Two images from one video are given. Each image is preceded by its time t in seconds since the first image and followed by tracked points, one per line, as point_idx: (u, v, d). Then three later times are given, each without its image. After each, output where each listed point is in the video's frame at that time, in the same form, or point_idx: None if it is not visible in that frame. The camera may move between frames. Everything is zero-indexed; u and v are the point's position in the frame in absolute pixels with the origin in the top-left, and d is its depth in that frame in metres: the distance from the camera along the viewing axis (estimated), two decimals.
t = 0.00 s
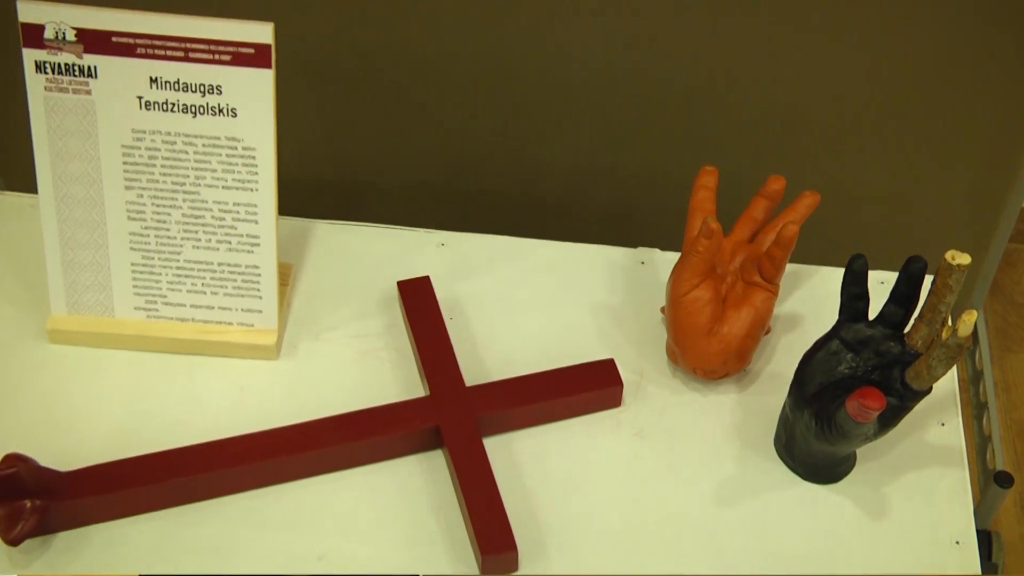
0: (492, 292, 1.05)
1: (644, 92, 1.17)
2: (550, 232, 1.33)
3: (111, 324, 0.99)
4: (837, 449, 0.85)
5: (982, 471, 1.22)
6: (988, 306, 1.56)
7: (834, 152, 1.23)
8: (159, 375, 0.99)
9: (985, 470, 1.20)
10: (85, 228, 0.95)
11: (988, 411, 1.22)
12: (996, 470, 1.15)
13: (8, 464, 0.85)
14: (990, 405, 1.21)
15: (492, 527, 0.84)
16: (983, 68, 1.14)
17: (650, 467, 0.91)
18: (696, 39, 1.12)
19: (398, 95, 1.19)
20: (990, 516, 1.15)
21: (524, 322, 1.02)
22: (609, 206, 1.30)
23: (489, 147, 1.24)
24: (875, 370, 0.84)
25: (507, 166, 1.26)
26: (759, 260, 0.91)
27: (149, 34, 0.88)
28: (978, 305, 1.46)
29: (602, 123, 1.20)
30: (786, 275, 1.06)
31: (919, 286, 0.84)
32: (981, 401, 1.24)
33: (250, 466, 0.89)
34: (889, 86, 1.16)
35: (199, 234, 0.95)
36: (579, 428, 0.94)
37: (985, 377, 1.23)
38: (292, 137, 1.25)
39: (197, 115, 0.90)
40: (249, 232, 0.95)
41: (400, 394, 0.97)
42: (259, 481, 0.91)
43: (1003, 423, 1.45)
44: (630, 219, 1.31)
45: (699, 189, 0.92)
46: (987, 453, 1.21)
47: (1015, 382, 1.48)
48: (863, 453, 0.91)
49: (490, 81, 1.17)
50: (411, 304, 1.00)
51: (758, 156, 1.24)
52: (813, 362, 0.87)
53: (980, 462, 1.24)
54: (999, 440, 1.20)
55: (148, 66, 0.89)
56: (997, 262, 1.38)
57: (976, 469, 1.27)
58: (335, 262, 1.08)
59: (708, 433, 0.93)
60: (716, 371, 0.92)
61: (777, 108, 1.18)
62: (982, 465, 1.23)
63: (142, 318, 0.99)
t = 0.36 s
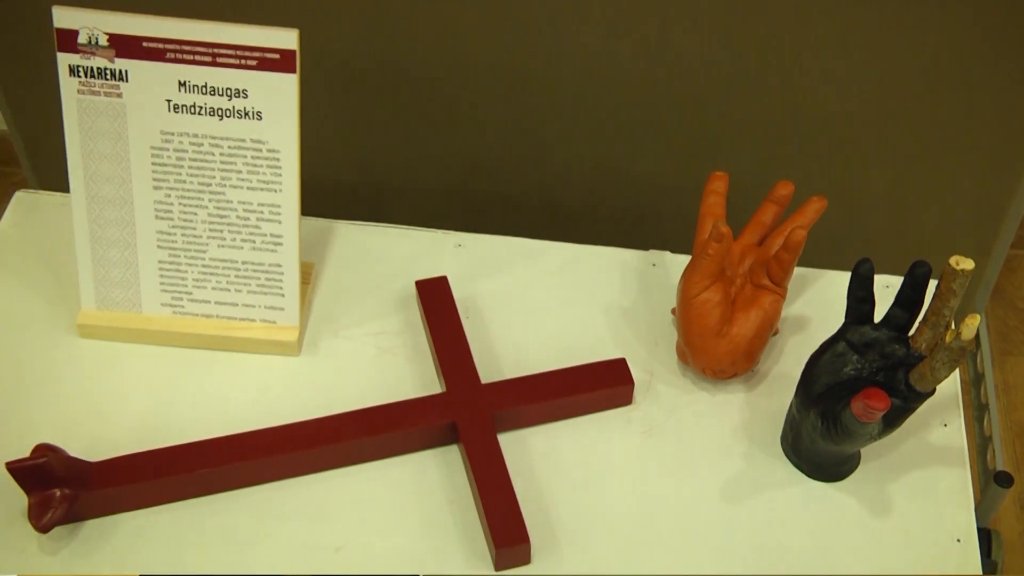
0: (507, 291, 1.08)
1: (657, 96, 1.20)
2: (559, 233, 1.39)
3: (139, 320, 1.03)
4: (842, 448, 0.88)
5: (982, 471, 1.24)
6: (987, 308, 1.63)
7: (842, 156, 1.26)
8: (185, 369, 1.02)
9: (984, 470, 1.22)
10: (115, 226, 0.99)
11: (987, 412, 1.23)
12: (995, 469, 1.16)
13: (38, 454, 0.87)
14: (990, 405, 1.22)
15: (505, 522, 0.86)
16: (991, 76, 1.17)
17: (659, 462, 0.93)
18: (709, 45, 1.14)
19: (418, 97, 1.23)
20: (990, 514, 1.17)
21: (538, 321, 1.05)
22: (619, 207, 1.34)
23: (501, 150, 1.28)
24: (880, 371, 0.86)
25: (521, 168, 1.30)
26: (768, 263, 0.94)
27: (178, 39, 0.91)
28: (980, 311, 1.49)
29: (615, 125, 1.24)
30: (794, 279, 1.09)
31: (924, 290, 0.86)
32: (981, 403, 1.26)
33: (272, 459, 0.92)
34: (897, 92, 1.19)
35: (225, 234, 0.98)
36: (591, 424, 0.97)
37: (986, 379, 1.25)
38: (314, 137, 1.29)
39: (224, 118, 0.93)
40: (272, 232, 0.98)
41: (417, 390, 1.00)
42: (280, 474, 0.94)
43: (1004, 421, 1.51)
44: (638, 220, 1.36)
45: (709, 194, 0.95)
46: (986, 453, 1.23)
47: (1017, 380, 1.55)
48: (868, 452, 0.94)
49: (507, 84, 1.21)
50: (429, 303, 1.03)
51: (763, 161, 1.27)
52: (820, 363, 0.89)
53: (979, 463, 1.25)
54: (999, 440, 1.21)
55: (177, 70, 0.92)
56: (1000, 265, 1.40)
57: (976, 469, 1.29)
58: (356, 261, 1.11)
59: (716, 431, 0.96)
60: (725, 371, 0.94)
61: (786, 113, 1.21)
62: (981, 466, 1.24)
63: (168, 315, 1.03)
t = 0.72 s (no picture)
0: (519, 291, 1.11)
1: (667, 99, 1.23)
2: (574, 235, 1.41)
3: (161, 316, 1.06)
4: (844, 446, 0.90)
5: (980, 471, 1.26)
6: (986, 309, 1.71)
7: (848, 160, 1.29)
8: (205, 364, 1.05)
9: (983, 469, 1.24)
10: (138, 225, 1.02)
11: (986, 413, 1.26)
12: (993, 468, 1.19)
13: (64, 445, 0.89)
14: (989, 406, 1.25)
15: (515, 516, 0.89)
16: (996, 81, 1.19)
17: (665, 458, 0.96)
18: (719, 49, 1.17)
19: (433, 100, 1.26)
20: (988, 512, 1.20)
21: (549, 320, 1.08)
22: (631, 208, 1.36)
23: (516, 151, 1.31)
24: (882, 372, 0.89)
25: (534, 169, 1.33)
26: (773, 266, 0.96)
27: (201, 44, 0.93)
28: (980, 314, 1.51)
29: (627, 128, 1.26)
30: (798, 281, 1.12)
31: (925, 293, 0.88)
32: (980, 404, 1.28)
33: (290, 452, 0.94)
34: (904, 97, 1.21)
35: (245, 233, 1.00)
36: (599, 421, 0.99)
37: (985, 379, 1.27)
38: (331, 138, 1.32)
39: (245, 120, 0.96)
40: (291, 232, 1.00)
41: (430, 386, 1.03)
42: (297, 467, 0.96)
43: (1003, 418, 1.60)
44: (650, 221, 1.38)
45: (717, 198, 0.97)
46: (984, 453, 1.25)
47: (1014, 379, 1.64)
48: (869, 451, 0.96)
49: (521, 87, 1.23)
50: (443, 301, 1.06)
51: (773, 163, 1.30)
52: (823, 363, 0.91)
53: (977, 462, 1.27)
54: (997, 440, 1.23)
55: (200, 74, 0.94)
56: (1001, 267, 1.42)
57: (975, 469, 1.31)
58: (371, 261, 1.14)
59: (721, 429, 0.98)
60: (730, 370, 0.97)
61: (794, 117, 1.23)
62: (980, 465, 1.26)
63: (189, 311, 1.06)
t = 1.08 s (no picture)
0: (520, 292, 1.14)
1: (667, 103, 1.25)
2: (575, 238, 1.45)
3: (173, 316, 1.09)
4: (836, 442, 0.93)
5: (966, 466, 1.28)
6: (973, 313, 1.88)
7: (844, 163, 1.32)
8: (216, 363, 1.09)
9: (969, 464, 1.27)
10: (152, 228, 1.05)
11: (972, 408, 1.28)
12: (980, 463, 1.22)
13: (80, 441, 0.91)
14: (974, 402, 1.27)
15: (517, 511, 0.91)
16: (989, 87, 1.22)
17: (662, 454, 0.99)
18: (718, 55, 1.19)
19: (439, 104, 1.29)
20: (973, 505, 1.23)
21: (551, 320, 1.11)
22: (631, 210, 1.40)
23: (519, 155, 1.34)
24: (872, 370, 0.91)
25: (537, 172, 1.36)
26: (767, 268, 0.99)
27: (213, 52, 0.96)
28: (967, 315, 1.55)
29: (627, 132, 1.29)
30: (791, 282, 1.15)
31: (914, 294, 0.90)
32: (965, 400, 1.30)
33: (298, 448, 0.97)
34: (898, 102, 1.24)
35: (255, 236, 1.03)
36: (599, 417, 1.02)
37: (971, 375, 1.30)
38: (338, 141, 1.35)
39: (255, 127, 0.98)
40: (299, 235, 1.03)
41: (434, 384, 1.06)
42: (306, 463, 0.99)
43: (987, 417, 1.74)
44: (649, 223, 1.41)
45: (713, 202, 1.00)
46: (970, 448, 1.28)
47: (1000, 379, 1.79)
48: (859, 447, 1.00)
49: (523, 92, 1.26)
50: (447, 302, 1.09)
51: (770, 166, 1.33)
52: (815, 362, 0.94)
53: (963, 457, 1.30)
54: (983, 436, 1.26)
55: (212, 81, 0.97)
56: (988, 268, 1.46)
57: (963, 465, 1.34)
58: (377, 262, 1.18)
59: (716, 426, 1.01)
60: (726, 368, 1.00)
61: (790, 120, 1.26)
62: (966, 460, 1.28)
63: (201, 311, 1.09)
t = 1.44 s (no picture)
0: (519, 292, 1.15)
1: (666, 105, 1.27)
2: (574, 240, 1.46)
3: (176, 317, 1.10)
4: (831, 441, 0.94)
5: (959, 464, 1.29)
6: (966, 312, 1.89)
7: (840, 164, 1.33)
8: (218, 363, 1.10)
9: (962, 462, 1.28)
10: (156, 230, 1.06)
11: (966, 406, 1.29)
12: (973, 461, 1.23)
13: (84, 441, 0.92)
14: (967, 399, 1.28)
15: (516, 509, 0.93)
16: (984, 89, 1.23)
17: (659, 452, 1.00)
18: (716, 57, 1.21)
19: (439, 106, 1.30)
20: (966, 503, 1.24)
21: (549, 320, 1.12)
22: (629, 212, 1.41)
23: (519, 157, 1.35)
24: (866, 369, 0.92)
25: (536, 174, 1.37)
26: (762, 268, 1.00)
27: (216, 57, 0.97)
28: (961, 314, 1.56)
29: (625, 134, 1.30)
30: (786, 283, 1.17)
31: (908, 294, 0.91)
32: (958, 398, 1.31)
33: (300, 447, 0.98)
34: (894, 104, 1.25)
35: (257, 238, 1.05)
36: (597, 416, 1.04)
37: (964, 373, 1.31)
38: (339, 144, 1.36)
39: (257, 130, 1.00)
40: (301, 236, 1.05)
41: (434, 383, 1.07)
42: (308, 462, 1.01)
43: (980, 417, 1.75)
44: (647, 224, 1.43)
45: (709, 203, 1.01)
46: (963, 446, 1.29)
47: (991, 377, 1.80)
48: (853, 445, 1.01)
49: (523, 95, 1.27)
50: (446, 302, 1.10)
51: (767, 168, 1.34)
52: (810, 361, 0.95)
53: (956, 455, 1.30)
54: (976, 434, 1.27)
55: (214, 85, 0.99)
56: (979, 268, 1.47)
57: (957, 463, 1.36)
58: (378, 263, 1.19)
59: (712, 424, 1.03)
60: (722, 368, 1.01)
61: (787, 122, 1.28)
62: (959, 458, 1.29)
63: (204, 312, 1.10)
